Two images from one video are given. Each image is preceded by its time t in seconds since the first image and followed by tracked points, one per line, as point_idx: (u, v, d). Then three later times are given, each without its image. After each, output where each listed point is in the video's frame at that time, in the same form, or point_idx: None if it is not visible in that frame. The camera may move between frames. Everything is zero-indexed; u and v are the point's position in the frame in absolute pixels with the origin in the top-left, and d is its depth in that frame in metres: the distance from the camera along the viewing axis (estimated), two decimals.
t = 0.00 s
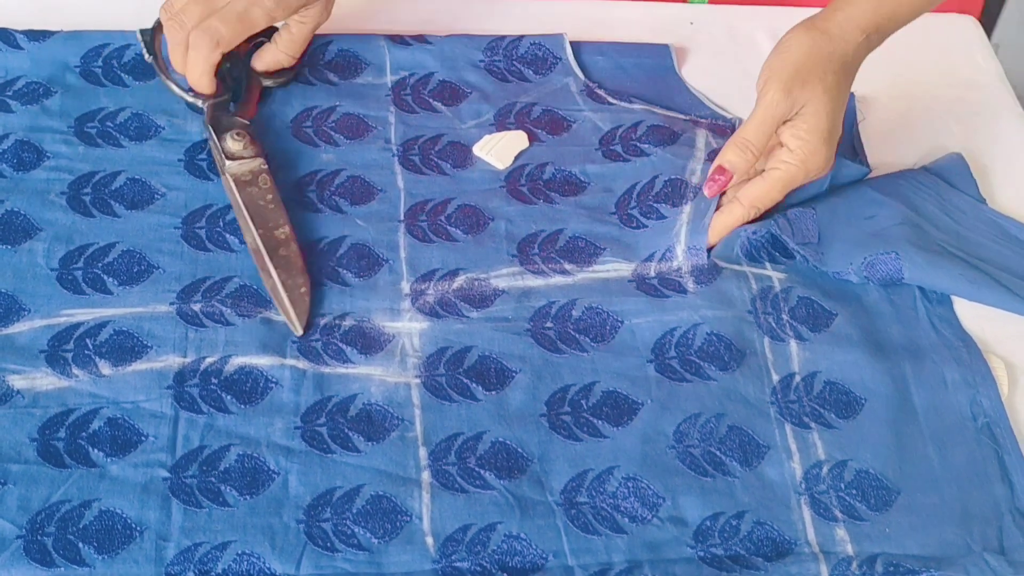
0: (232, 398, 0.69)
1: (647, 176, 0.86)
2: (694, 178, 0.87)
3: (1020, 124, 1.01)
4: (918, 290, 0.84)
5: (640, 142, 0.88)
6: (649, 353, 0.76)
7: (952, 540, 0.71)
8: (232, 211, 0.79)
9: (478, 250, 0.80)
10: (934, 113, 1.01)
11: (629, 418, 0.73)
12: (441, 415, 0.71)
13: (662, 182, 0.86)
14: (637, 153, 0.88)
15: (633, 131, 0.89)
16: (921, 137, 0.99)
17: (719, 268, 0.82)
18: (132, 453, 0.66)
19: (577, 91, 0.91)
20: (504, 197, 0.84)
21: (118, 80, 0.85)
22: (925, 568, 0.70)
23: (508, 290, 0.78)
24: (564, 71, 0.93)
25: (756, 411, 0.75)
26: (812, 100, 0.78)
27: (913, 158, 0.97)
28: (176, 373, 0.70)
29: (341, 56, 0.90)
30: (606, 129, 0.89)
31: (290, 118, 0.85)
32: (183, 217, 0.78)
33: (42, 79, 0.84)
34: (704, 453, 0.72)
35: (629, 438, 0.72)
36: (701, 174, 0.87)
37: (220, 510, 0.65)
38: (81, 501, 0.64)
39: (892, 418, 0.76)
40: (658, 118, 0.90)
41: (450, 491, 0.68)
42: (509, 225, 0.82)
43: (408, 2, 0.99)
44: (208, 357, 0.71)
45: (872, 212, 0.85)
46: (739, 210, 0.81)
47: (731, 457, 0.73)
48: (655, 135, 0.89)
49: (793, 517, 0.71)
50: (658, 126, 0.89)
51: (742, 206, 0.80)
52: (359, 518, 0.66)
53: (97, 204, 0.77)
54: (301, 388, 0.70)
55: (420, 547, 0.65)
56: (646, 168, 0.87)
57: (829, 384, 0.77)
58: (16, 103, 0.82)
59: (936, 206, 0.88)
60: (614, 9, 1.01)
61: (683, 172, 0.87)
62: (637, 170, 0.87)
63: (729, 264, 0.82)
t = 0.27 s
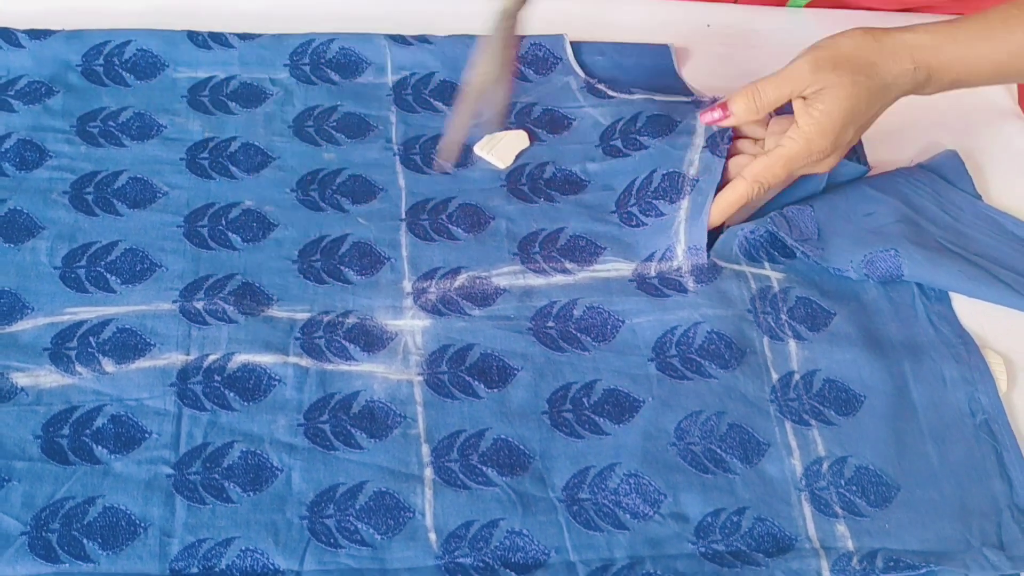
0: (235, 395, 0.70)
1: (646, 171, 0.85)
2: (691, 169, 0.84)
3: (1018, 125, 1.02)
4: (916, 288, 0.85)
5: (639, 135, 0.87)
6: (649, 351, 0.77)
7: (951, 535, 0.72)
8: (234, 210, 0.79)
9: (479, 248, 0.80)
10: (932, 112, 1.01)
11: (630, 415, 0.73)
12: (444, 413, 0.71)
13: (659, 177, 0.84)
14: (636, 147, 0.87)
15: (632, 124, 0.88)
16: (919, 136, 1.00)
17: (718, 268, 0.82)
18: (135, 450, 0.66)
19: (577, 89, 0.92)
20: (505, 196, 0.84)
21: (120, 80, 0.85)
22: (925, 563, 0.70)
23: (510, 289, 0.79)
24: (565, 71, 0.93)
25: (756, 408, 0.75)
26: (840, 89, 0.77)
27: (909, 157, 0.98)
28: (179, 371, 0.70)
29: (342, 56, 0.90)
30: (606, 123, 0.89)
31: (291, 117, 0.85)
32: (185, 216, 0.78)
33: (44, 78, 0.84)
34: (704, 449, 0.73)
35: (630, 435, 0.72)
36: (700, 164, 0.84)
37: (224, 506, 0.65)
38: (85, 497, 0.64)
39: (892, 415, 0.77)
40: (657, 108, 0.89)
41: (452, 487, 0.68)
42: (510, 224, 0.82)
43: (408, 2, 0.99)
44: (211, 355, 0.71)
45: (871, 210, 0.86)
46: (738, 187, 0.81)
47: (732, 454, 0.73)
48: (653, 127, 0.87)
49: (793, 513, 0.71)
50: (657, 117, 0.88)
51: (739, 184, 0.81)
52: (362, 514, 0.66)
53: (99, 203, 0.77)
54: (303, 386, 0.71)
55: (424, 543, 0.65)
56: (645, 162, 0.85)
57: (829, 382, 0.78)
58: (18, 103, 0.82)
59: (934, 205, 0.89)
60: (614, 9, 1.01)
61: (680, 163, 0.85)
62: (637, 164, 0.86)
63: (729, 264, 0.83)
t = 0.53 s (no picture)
0: (230, 399, 0.70)
1: (638, 178, 0.85)
2: (675, 164, 0.84)
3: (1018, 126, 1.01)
4: (914, 291, 0.85)
5: (632, 135, 0.87)
6: (646, 355, 0.76)
7: (949, 541, 0.72)
8: (230, 213, 0.78)
9: (476, 251, 0.80)
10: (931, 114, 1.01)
11: (627, 419, 0.73)
12: (440, 417, 0.71)
13: (649, 181, 0.85)
14: (628, 150, 0.87)
15: (626, 124, 0.88)
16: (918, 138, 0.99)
17: (716, 273, 0.82)
18: (131, 454, 0.66)
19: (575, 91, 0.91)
20: (503, 199, 0.84)
21: (118, 82, 0.85)
22: (922, 569, 0.70)
23: (506, 292, 0.78)
24: (563, 73, 0.93)
25: (753, 413, 0.75)
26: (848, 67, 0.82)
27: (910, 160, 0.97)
28: (175, 374, 0.70)
29: (339, 57, 0.90)
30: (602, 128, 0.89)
31: (289, 119, 0.85)
32: (181, 218, 0.78)
33: (41, 80, 0.84)
34: (701, 454, 0.73)
35: (627, 439, 0.72)
36: (683, 156, 0.84)
37: (219, 510, 0.65)
38: (80, 501, 0.64)
39: (889, 419, 0.77)
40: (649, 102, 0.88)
41: (448, 491, 0.68)
42: (507, 228, 0.82)
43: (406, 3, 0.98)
44: (207, 358, 0.71)
45: (868, 213, 0.86)
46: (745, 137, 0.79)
47: (729, 458, 0.73)
48: (644, 129, 0.87)
49: (790, 518, 0.71)
50: (648, 110, 0.88)
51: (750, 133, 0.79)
52: (357, 519, 0.66)
53: (96, 206, 0.77)
54: (299, 389, 0.71)
55: (419, 547, 0.65)
56: (637, 164, 0.86)
57: (826, 386, 0.78)
58: (15, 105, 0.82)
59: (933, 208, 0.88)
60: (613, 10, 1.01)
61: (665, 161, 0.85)
62: (631, 167, 0.86)
63: (727, 270, 0.82)
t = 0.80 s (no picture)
0: (234, 396, 0.70)
1: (645, 186, 0.86)
2: (689, 181, 0.86)
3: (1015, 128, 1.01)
4: (913, 291, 0.85)
5: (637, 150, 0.88)
6: (647, 353, 0.77)
7: (948, 538, 0.72)
8: (234, 212, 0.79)
9: (478, 250, 0.81)
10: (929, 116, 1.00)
11: (628, 417, 0.74)
12: (442, 414, 0.72)
13: (660, 191, 0.86)
14: (633, 161, 0.88)
15: (630, 140, 0.89)
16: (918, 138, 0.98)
17: (717, 274, 0.83)
18: (135, 451, 0.67)
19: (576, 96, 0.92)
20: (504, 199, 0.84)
21: (121, 83, 0.85)
22: (922, 566, 0.70)
23: (508, 291, 0.79)
24: (563, 76, 0.93)
25: (753, 411, 0.76)
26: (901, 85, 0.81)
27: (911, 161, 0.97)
28: (178, 371, 0.70)
29: (342, 59, 0.90)
30: (603, 135, 0.89)
31: (291, 120, 0.85)
32: (185, 218, 0.78)
33: (45, 81, 0.84)
34: (702, 452, 0.73)
35: (628, 436, 0.73)
36: (698, 175, 0.86)
37: (223, 507, 0.65)
38: (84, 498, 0.64)
39: (889, 418, 0.77)
40: (655, 124, 0.90)
41: (450, 488, 0.68)
42: (508, 227, 0.82)
43: (408, 6, 0.99)
44: (210, 356, 0.71)
45: (868, 213, 0.87)
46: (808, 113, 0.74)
47: (729, 456, 0.73)
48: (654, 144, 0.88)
49: (791, 515, 0.71)
50: (654, 132, 0.89)
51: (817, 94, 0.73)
52: (361, 515, 0.66)
53: (100, 205, 0.78)
54: (302, 387, 0.71)
55: (422, 544, 0.66)
56: (644, 177, 0.87)
57: (826, 385, 0.78)
58: (19, 105, 0.82)
59: (931, 209, 0.89)
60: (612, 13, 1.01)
61: (678, 176, 0.86)
62: (634, 178, 0.87)
63: (727, 272, 0.83)
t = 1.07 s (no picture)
0: (228, 394, 0.70)
1: (643, 190, 0.86)
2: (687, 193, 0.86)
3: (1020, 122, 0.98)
4: (911, 289, 0.85)
5: (634, 153, 0.88)
6: (643, 351, 0.77)
7: (945, 536, 0.72)
8: (228, 210, 0.79)
9: (474, 248, 0.80)
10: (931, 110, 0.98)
11: (624, 415, 0.73)
12: (437, 412, 0.71)
13: (657, 199, 0.85)
14: (631, 163, 0.87)
15: (627, 140, 0.88)
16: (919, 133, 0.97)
17: (712, 273, 0.82)
18: (128, 449, 0.66)
19: (572, 92, 0.91)
20: (500, 196, 0.83)
21: (115, 80, 0.85)
22: (918, 564, 0.70)
23: (503, 289, 0.78)
24: (560, 72, 0.92)
25: (749, 409, 0.75)
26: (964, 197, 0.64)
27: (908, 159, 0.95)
28: (172, 369, 0.70)
29: (337, 55, 0.89)
30: (599, 133, 0.88)
31: (286, 117, 0.85)
32: (179, 215, 0.78)
33: (39, 78, 0.84)
34: (698, 449, 0.73)
35: (624, 434, 0.72)
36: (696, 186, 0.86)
37: (216, 505, 0.65)
38: (77, 496, 0.64)
39: (885, 415, 0.77)
40: (652, 128, 0.89)
41: (445, 486, 0.68)
42: (504, 224, 0.82)
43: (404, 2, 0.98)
44: (204, 354, 0.71)
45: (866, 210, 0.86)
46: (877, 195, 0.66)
47: (725, 454, 0.73)
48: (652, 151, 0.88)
49: (787, 513, 0.71)
50: (652, 138, 0.89)
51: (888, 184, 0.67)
52: (355, 513, 0.66)
53: (94, 202, 0.77)
54: (296, 385, 0.71)
55: (416, 542, 0.66)
56: (640, 180, 0.86)
57: (822, 382, 0.78)
58: (12, 102, 0.82)
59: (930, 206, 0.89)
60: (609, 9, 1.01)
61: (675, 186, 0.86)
62: (631, 179, 0.86)
63: (722, 271, 0.83)
